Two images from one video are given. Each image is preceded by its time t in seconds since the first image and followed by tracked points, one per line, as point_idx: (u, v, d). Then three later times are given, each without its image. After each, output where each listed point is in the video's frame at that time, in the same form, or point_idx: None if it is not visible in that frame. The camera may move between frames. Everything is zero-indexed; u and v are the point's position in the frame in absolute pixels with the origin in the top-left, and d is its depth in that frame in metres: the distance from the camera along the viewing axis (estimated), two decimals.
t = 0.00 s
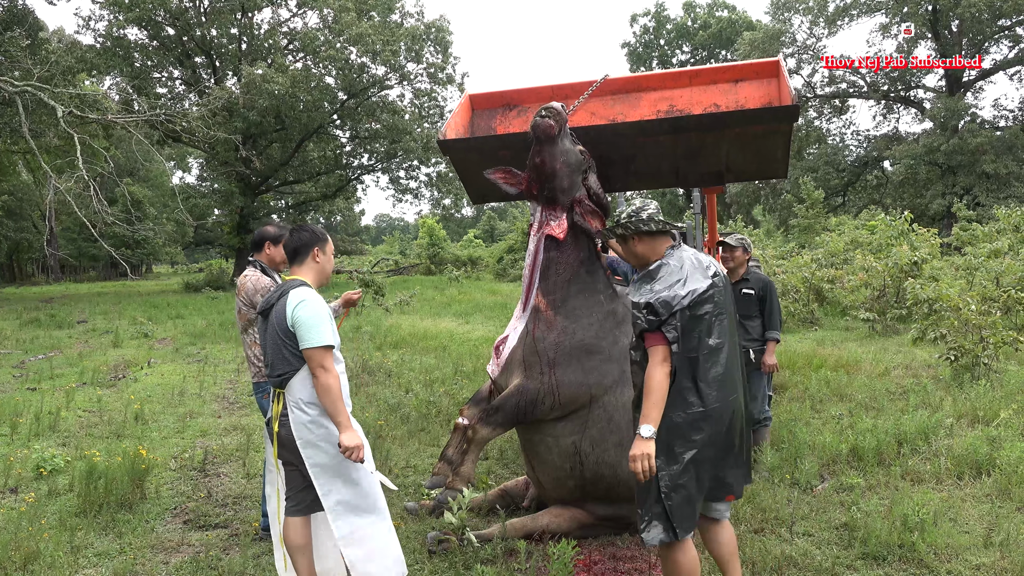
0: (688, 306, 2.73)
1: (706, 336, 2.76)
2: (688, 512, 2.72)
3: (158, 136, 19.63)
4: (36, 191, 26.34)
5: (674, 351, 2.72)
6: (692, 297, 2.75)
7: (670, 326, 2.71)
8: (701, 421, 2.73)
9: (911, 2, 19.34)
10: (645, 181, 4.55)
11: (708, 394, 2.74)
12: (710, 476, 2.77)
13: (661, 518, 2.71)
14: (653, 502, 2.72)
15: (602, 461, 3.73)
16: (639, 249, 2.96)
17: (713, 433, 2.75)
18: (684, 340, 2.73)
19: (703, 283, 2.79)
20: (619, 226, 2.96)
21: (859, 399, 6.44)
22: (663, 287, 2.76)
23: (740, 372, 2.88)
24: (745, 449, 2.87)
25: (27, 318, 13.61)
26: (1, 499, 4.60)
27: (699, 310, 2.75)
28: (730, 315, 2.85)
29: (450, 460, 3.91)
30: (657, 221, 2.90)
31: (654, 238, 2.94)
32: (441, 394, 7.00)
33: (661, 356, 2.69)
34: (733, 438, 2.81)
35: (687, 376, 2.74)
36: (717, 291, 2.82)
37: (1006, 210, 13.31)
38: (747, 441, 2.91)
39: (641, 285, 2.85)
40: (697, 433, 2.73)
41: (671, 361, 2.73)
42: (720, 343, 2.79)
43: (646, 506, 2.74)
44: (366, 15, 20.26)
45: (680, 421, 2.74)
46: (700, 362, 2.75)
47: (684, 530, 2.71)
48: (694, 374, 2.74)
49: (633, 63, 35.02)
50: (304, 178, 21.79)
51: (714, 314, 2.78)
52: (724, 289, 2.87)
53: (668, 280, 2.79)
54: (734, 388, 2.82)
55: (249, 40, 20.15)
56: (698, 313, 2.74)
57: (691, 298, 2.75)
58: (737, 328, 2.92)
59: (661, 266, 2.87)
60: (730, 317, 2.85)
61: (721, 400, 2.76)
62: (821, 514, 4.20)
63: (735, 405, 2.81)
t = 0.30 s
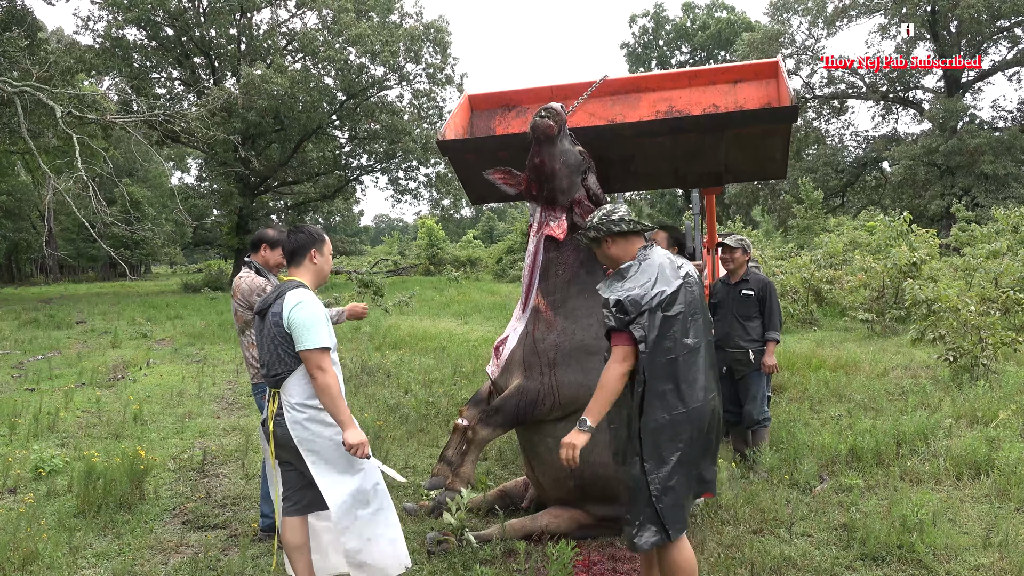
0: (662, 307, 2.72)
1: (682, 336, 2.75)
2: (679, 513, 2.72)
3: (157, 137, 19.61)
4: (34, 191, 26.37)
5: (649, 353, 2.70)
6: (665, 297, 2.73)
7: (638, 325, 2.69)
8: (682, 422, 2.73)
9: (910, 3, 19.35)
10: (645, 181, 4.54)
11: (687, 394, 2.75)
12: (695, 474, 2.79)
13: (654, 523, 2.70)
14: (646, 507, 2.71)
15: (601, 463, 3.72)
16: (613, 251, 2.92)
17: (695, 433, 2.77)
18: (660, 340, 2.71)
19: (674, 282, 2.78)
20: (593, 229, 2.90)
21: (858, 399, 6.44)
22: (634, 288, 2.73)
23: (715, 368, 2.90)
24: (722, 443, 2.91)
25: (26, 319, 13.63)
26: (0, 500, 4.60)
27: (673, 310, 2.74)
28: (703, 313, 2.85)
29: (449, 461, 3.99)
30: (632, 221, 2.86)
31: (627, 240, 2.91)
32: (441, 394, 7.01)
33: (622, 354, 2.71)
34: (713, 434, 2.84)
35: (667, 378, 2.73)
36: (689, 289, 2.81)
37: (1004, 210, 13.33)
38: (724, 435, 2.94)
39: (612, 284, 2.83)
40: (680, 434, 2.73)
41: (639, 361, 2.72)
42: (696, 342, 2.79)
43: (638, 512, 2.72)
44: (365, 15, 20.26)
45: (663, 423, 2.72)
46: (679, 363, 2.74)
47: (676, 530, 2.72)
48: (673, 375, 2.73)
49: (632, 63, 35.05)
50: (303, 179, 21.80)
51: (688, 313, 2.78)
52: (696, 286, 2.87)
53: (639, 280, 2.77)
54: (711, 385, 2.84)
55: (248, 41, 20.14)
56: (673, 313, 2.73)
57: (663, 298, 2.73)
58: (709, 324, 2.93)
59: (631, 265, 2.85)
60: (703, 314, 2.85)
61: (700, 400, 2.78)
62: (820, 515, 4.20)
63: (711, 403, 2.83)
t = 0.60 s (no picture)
0: (630, 307, 2.70)
1: (651, 337, 2.72)
2: (639, 512, 2.69)
3: (157, 137, 19.60)
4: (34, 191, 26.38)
5: (614, 351, 2.67)
6: (634, 297, 2.71)
7: (606, 320, 2.69)
8: (647, 423, 2.69)
9: (909, 4, 19.37)
10: (645, 182, 4.54)
11: (655, 396, 2.71)
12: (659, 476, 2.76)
13: (611, 521, 2.68)
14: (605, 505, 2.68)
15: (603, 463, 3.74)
16: (593, 252, 2.93)
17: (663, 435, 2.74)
18: (628, 340, 2.68)
19: (645, 284, 2.76)
20: (575, 229, 2.93)
21: (858, 400, 6.45)
22: (603, 285, 2.73)
23: (687, 373, 2.86)
24: (695, 449, 2.87)
25: (26, 319, 13.64)
26: None
27: (643, 311, 2.72)
28: (674, 316, 2.83)
29: (448, 462, 3.98)
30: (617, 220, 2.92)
31: (608, 241, 2.93)
32: (440, 394, 7.01)
33: (586, 344, 2.70)
34: (682, 440, 2.80)
35: (636, 378, 2.68)
36: (660, 291, 2.79)
37: (1003, 211, 13.35)
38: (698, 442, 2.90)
39: (586, 278, 2.84)
40: (646, 435, 2.69)
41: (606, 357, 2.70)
42: (667, 345, 2.76)
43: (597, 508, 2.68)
44: (365, 16, 20.27)
45: (630, 423, 2.67)
46: (649, 364, 2.70)
47: (634, 530, 2.70)
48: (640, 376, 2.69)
49: (632, 64, 35.07)
50: (303, 179, 21.80)
51: (658, 315, 2.76)
52: (668, 290, 2.85)
53: (610, 277, 2.76)
54: (681, 390, 2.81)
55: (248, 41, 20.15)
56: (642, 314, 2.71)
57: (631, 298, 2.71)
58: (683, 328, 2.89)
59: (605, 262, 2.86)
60: (674, 318, 2.83)
61: (669, 402, 2.74)
62: (819, 516, 4.20)
63: (682, 408, 2.80)
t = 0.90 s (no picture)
0: (593, 307, 2.74)
1: (617, 335, 2.75)
2: (611, 506, 2.77)
3: (156, 137, 19.60)
4: (33, 191, 26.43)
5: (579, 350, 2.71)
6: (598, 297, 2.75)
7: (569, 322, 2.72)
8: (614, 420, 2.73)
9: (909, 4, 19.36)
10: (644, 183, 4.54)
11: (623, 392, 2.74)
12: (631, 472, 2.79)
13: (583, 513, 2.75)
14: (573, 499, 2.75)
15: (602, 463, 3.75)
16: (556, 254, 2.98)
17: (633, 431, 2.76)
18: (591, 339, 2.73)
19: (610, 283, 2.80)
20: (536, 234, 2.97)
21: (858, 400, 6.46)
22: (563, 286, 2.77)
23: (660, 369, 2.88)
24: (673, 445, 2.88)
25: (26, 319, 13.66)
26: None
27: (608, 310, 2.76)
28: (642, 315, 2.85)
29: (447, 462, 3.93)
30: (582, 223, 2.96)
31: (570, 243, 2.97)
32: (440, 394, 7.02)
33: (553, 347, 2.74)
34: (657, 437, 2.81)
35: (602, 375, 2.72)
36: (627, 290, 2.83)
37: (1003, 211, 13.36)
38: (676, 438, 2.91)
39: (548, 280, 2.86)
40: (614, 431, 2.73)
41: (571, 359, 2.73)
42: (634, 342, 2.79)
43: (567, 503, 2.75)
44: (364, 16, 20.26)
45: (596, 420, 2.72)
46: (615, 361, 2.74)
47: (605, 522, 2.77)
48: (606, 374, 2.73)
49: (632, 64, 35.09)
50: (302, 179, 21.82)
51: (624, 314, 2.79)
52: (636, 289, 2.87)
53: (572, 279, 2.80)
54: (654, 386, 2.83)
55: (248, 42, 20.15)
56: (607, 314, 2.75)
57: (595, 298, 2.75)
58: (653, 327, 2.91)
59: (567, 264, 2.90)
60: (642, 316, 2.85)
61: (639, 399, 2.77)
62: (819, 516, 4.20)
63: (656, 405, 2.80)
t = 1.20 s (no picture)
0: (532, 321, 2.73)
1: (560, 347, 2.74)
2: (565, 520, 2.77)
3: (157, 137, 19.59)
4: (33, 190, 26.46)
5: (519, 365, 2.70)
6: (537, 311, 2.74)
7: (504, 339, 2.72)
8: (560, 433, 2.71)
9: (910, 5, 19.35)
10: (645, 183, 4.54)
11: (570, 404, 2.73)
12: (584, 484, 2.78)
13: (536, 531, 2.74)
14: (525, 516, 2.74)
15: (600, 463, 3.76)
16: (507, 262, 3.03)
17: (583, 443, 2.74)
18: (533, 353, 2.72)
19: (552, 294, 2.78)
20: (486, 241, 3.03)
21: (858, 400, 6.45)
22: (499, 303, 2.75)
23: (612, 377, 2.85)
24: (628, 452, 2.87)
25: (26, 319, 13.67)
26: None
27: (549, 323, 2.74)
28: (589, 324, 2.82)
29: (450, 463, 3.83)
30: (528, 232, 2.96)
31: (519, 250, 2.99)
32: (440, 394, 7.02)
33: (488, 364, 2.75)
34: (608, 446, 2.79)
35: (546, 390, 2.72)
36: (572, 299, 2.80)
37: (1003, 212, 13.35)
38: (631, 445, 2.88)
39: (487, 295, 2.84)
40: (563, 445, 2.72)
41: (510, 374, 2.73)
42: (578, 352, 2.77)
43: (520, 521, 2.75)
44: (364, 16, 20.24)
45: (542, 435, 2.72)
46: (558, 374, 2.72)
47: (560, 537, 2.76)
48: (550, 387, 2.72)
49: (632, 65, 35.07)
50: (303, 179, 21.82)
51: (568, 325, 2.77)
52: (584, 297, 2.84)
53: (511, 293, 2.78)
54: (603, 396, 2.79)
55: (248, 41, 20.13)
56: (548, 327, 2.73)
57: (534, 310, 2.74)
58: (604, 335, 2.88)
59: (510, 275, 2.87)
60: (589, 325, 2.82)
61: (588, 410, 2.74)
62: (820, 517, 4.19)
63: (606, 414, 2.78)
